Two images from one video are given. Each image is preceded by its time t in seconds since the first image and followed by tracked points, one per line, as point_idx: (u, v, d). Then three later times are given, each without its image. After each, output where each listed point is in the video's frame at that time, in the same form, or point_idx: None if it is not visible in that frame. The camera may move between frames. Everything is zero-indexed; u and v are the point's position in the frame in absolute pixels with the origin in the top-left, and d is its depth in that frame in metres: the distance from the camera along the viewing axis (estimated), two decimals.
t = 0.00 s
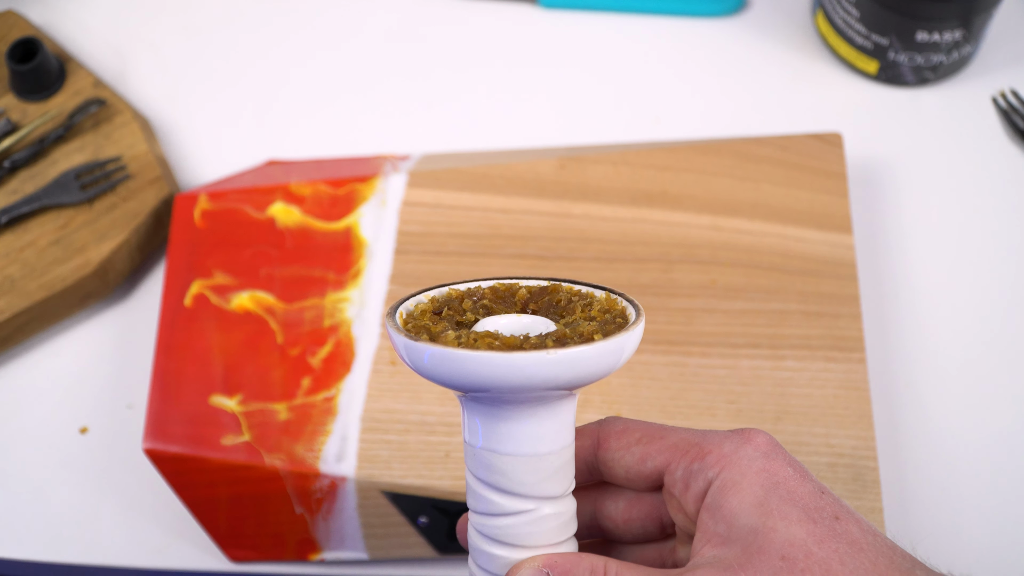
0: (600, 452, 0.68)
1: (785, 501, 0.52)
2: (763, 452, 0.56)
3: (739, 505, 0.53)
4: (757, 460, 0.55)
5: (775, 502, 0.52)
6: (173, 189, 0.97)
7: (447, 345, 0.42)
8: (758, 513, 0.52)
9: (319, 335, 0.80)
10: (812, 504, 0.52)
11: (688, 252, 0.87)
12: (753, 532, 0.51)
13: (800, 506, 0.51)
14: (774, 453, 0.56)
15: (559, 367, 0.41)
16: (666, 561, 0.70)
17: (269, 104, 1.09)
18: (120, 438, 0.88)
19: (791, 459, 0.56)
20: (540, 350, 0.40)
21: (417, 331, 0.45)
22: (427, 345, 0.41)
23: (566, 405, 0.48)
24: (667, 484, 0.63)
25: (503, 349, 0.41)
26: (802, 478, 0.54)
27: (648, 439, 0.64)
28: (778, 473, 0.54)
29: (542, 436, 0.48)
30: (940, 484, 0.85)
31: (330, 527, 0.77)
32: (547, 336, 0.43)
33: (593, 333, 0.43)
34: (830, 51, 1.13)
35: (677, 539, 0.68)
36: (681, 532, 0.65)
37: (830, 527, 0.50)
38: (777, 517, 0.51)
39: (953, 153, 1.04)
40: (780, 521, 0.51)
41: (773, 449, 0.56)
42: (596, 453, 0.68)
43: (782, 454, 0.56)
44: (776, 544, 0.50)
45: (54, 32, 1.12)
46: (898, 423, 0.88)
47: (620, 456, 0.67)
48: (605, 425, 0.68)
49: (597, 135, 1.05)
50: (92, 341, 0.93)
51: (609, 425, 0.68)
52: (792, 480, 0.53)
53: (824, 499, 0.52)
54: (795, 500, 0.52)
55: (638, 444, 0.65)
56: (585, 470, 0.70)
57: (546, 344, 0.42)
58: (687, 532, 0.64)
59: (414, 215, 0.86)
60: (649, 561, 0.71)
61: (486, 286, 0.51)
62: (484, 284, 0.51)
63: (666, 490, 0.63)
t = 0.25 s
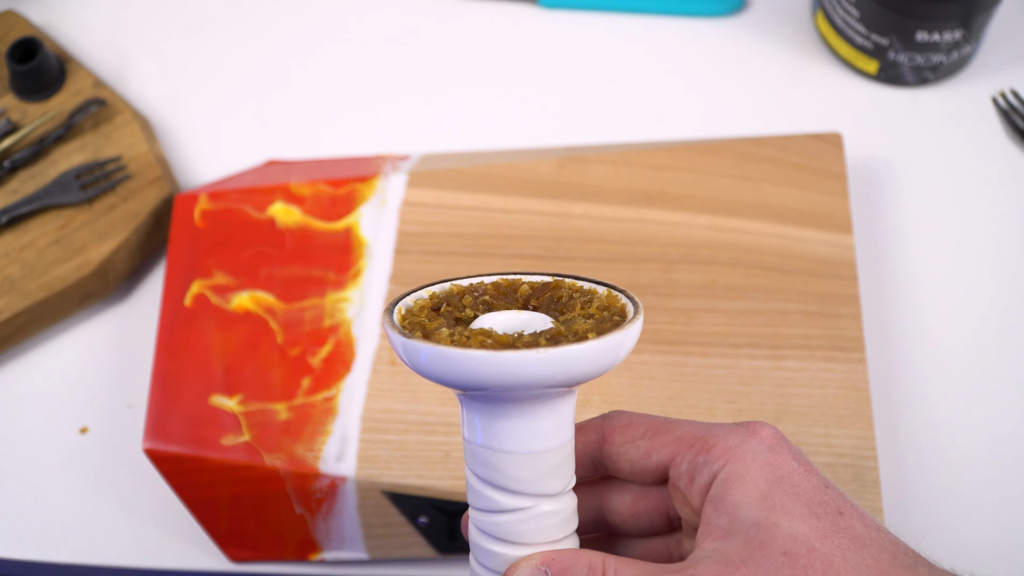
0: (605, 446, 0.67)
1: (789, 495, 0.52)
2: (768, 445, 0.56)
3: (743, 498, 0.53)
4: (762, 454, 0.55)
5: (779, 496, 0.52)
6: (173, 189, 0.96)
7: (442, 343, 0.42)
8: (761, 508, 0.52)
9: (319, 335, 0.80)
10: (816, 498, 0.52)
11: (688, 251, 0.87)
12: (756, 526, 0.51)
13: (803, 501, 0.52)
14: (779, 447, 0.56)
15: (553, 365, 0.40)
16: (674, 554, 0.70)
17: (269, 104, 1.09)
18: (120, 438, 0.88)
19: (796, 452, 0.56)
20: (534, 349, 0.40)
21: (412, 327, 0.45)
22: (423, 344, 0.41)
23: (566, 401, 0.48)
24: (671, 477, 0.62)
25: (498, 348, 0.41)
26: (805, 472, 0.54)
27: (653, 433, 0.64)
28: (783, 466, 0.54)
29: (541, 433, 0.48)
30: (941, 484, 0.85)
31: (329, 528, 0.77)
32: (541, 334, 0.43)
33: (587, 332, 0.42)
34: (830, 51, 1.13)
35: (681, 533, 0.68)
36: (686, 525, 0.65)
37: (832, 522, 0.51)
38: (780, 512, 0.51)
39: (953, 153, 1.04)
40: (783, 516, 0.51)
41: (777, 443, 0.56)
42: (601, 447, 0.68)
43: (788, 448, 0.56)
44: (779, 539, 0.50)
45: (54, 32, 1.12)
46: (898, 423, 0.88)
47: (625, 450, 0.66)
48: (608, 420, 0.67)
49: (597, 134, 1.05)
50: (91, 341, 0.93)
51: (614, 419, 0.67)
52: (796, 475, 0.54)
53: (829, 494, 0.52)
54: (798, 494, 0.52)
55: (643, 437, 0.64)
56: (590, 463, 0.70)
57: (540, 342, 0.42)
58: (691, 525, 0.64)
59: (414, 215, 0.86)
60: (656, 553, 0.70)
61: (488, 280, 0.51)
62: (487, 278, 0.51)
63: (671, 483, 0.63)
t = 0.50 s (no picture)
0: (613, 440, 0.68)
1: (795, 489, 0.52)
2: (776, 438, 0.56)
3: (750, 491, 0.53)
4: (770, 446, 0.55)
5: (786, 489, 0.52)
6: (173, 189, 0.97)
7: (446, 341, 0.42)
8: (769, 501, 0.52)
9: (319, 335, 0.80)
10: (822, 491, 0.52)
11: (688, 251, 0.87)
12: (763, 519, 0.51)
13: (811, 494, 0.52)
14: (787, 439, 0.56)
15: (556, 364, 0.40)
16: (683, 546, 0.70)
17: (269, 104, 1.09)
18: (120, 438, 0.88)
19: (804, 445, 0.56)
20: (536, 347, 0.40)
21: (418, 325, 0.45)
22: (426, 342, 0.41)
23: (572, 397, 0.48)
24: (680, 470, 0.63)
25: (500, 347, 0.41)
26: (813, 465, 0.54)
27: (661, 426, 0.64)
28: (791, 459, 0.54)
29: (546, 429, 0.48)
30: (941, 483, 0.85)
31: (329, 527, 0.77)
32: (544, 331, 0.43)
33: (591, 329, 0.42)
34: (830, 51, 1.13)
35: (692, 525, 0.69)
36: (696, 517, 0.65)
37: (839, 515, 0.51)
38: (787, 505, 0.51)
39: (953, 153, 1.04)
40: (790, 509, 0.51)
41: (786, 435, 0.56)
42: (609, 441, 0.68)
43: (796, 440, 0.56)
44: (786, 532, 0.50)
45: (54, 32, 1.12)
46: (898, 422, 0.88)
47: (634, 443, 0.66)
48: (617, 414, 0.68)
49: (596, 135, 1.05)
50: (91, 341, 0.93)
51: (622, 414, 0.67)
52: (804, 468, 0.54)
53: (836, 486, 0.52)
54: (806, 487, 0.52)
55: (651, 431, 0.64)
56: (599, 457, 0.70)
57: (543, 339, 0.42)
58: (701, 517, 0.64)
59: (414, 215, 0.86)
60: (666, 546, 0.71)
61: (494, 275, 0.51)
62: (493, 273, 0.51)
63: (680, 476, 0.63)
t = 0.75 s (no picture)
0: (612, 443, 0.67)
1: (794, 491, 0.52)
2: (774, 441, 0.56)
3: (748, 494, 0.53)
4: (768, 449, 0.55)
5: (784, 492, 0.52)
6: (173, 189, 0.97)
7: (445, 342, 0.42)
8: (767, 504, 0.52)
9: (319, 335, 0.80)
10: (821, 494, 0.52)
11: (688, 251, 0.87)
12: (761, 522, 0.51)
13: (809, 497, 0.52)
14: (785, 442, 0.56)
15: (554, 363, 0.40)
16: (682, 549, 0.70)
17: (269, 104, 1.09)
18: (120, 438, 0.88)
19: (801, 448, 0.56)
20: (534, 346, 0.40)
21: (416, 326, 0.45)
22: (425, 343, 0.41)
23: (570, 398, 0.48)
24: (678, 473, 0.62)
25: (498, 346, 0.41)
26: (810, 469, 0.54)
27: (659, 428, 0.64)
28: (788, 462, 0.54)
29: (545, 431, 0.48)
30: (941, 484, 0.85)
31: (329, 527, 0.77)
32: (543, 331, 0.43)
33: (589, 329, 0.42)
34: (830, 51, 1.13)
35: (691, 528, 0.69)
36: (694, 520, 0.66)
37: (838, 518, 0.51)
38: (785, 508, 0.51)
39: (953, 153, 1.04)
40: (788, 512, 0.51)
41: (783, 438, 0.56)
42: (608, 444, 0.68)
43: (793, 443, 0.56)
44: (785, 535, 0.50)
45: (54, 32, 1.12)
46: (898, 423, 0.88)
47: (631, 446, 0.66)
48: (614, 416, 0.68)
49: (596, 135, 1.05)
50: (92, 341, 0.93)
51: (620, 416, 0.67)
52: (802, 471, 0.54)
53: (834, 489, 0.52)
54: (804, 490, 0.52)
55: (649, 433, 0.64)
56: (596, 460, 0.70)
57: (541, 339, 0.42)
58: (699, 520, 0.64)
59: (414, 215, 0.86)
60: (664, 549, 0.71)
61: (493, 279, 0.51)
62: (492, 277, 0.51)
63: (678, 479, 0.63)
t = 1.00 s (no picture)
0: (610, 442, 0.68)
1: (791, 491, 0.52)
2: (771, 441, 0.56)
3: (745, 494, 0.53)
4: (765, 450, 0.55)
5: (781, 492, 0.52)
6: (173, 189, 0.97)
7: (440, 350, 0.42)
8: (764, 504, 0.52)
9: (319, 335, 0.80)
10: (818, 494, 0.52)
11: (688, 252, 0.87)
12: (758, 522, 0.51)
13: (806, 497, 0.52)
14: (782, 442, 0.56)
15: (548, 372, 0.40)
16: (680, 548, 0.70)
17: (269, 104, 1.09)
18: (120, 438, 0.88)
19: (799, 448, 0.56)
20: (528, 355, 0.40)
21: (412, 332, 0.45)
22: (419, 351, 0.41)
23: (567, 403, 0.48)
24: (676, 473, 0.62)
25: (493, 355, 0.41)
26: (808, 468, 0.54)
27: (657, 428, 0.64)
28: (785, 462, 0.54)
29: (542, 435, 0.48)
30: (942, 484, 0.85)
31: (329, 528, 0.77)
32: (538, 338, 0.43)
33: (585, 335, 0.42)
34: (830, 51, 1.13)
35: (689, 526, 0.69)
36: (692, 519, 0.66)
37: (835, 517, 0.51)
38: (782, 508, 0.51)
39: (953, 153, 1.04)
40: (785, 512, 0.51)
41: (781, 438, 0.56)
42: (606, 443, 0.68)
43: (791, 443, 0.56)
44: (782, 536, 0.50)
45: (54, 32, 1.12)
46: (898, 423, 0.88)
47: (629, 444, 0.66)
48: (612, 415, 0.68)
49: (596, 135, 1.05)
50: (92, 341, 0.93)
51: (618, 415, 0.67)
52: (799, 471, 0.54)
53: (832, 489, 0.52)
54: (801, 490, 0.52)
55: (647, 433, 0.64)
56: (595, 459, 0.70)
57: (536, 346, 0.42)
58: (697, 518, 0.64)
59: (414, 215, 0.86)
60: (662, 547, 0.71)
61: (489, 280, 0.51)
62: (488, 278, 0.51)
63: (675, 478, 0.63)
